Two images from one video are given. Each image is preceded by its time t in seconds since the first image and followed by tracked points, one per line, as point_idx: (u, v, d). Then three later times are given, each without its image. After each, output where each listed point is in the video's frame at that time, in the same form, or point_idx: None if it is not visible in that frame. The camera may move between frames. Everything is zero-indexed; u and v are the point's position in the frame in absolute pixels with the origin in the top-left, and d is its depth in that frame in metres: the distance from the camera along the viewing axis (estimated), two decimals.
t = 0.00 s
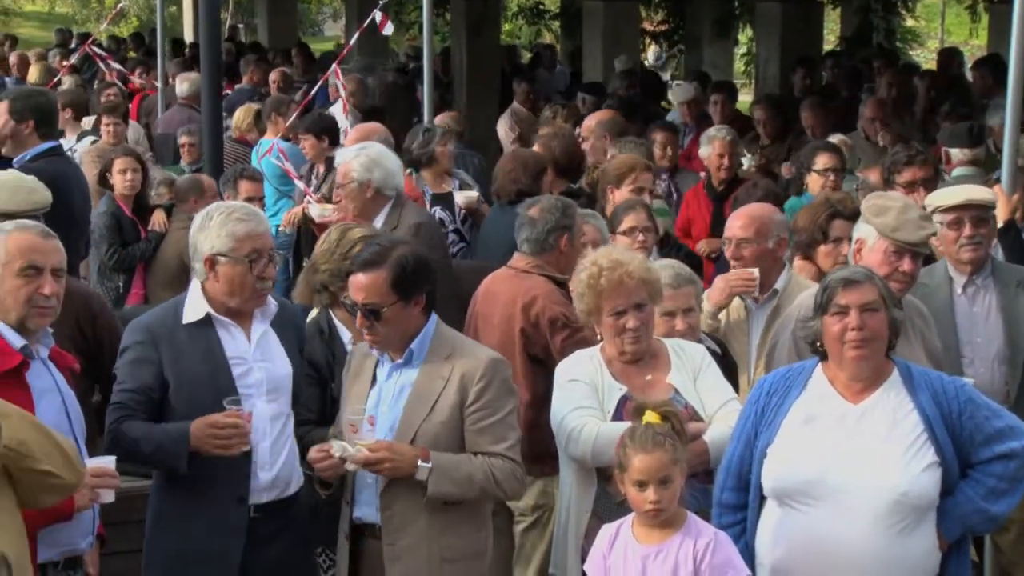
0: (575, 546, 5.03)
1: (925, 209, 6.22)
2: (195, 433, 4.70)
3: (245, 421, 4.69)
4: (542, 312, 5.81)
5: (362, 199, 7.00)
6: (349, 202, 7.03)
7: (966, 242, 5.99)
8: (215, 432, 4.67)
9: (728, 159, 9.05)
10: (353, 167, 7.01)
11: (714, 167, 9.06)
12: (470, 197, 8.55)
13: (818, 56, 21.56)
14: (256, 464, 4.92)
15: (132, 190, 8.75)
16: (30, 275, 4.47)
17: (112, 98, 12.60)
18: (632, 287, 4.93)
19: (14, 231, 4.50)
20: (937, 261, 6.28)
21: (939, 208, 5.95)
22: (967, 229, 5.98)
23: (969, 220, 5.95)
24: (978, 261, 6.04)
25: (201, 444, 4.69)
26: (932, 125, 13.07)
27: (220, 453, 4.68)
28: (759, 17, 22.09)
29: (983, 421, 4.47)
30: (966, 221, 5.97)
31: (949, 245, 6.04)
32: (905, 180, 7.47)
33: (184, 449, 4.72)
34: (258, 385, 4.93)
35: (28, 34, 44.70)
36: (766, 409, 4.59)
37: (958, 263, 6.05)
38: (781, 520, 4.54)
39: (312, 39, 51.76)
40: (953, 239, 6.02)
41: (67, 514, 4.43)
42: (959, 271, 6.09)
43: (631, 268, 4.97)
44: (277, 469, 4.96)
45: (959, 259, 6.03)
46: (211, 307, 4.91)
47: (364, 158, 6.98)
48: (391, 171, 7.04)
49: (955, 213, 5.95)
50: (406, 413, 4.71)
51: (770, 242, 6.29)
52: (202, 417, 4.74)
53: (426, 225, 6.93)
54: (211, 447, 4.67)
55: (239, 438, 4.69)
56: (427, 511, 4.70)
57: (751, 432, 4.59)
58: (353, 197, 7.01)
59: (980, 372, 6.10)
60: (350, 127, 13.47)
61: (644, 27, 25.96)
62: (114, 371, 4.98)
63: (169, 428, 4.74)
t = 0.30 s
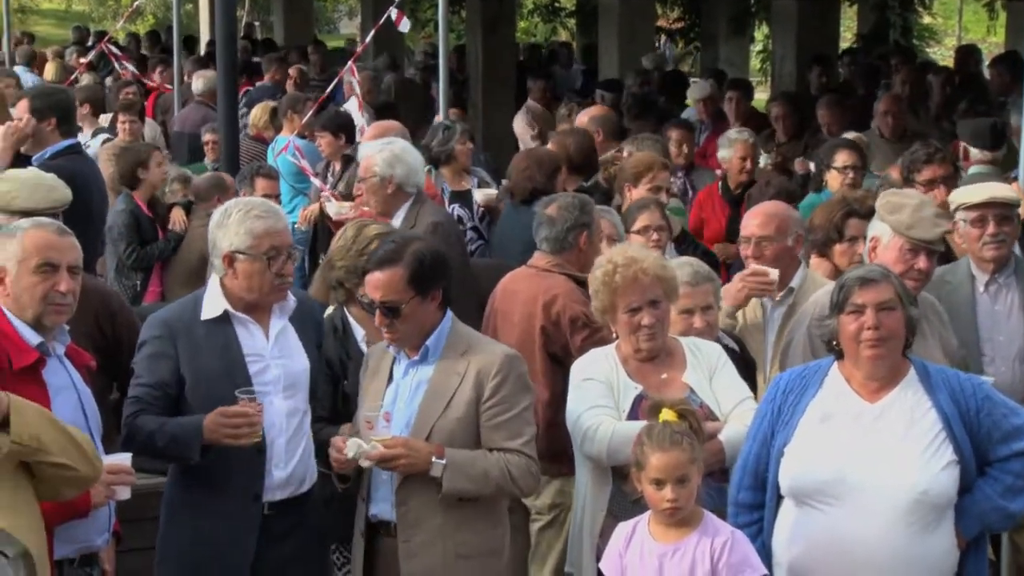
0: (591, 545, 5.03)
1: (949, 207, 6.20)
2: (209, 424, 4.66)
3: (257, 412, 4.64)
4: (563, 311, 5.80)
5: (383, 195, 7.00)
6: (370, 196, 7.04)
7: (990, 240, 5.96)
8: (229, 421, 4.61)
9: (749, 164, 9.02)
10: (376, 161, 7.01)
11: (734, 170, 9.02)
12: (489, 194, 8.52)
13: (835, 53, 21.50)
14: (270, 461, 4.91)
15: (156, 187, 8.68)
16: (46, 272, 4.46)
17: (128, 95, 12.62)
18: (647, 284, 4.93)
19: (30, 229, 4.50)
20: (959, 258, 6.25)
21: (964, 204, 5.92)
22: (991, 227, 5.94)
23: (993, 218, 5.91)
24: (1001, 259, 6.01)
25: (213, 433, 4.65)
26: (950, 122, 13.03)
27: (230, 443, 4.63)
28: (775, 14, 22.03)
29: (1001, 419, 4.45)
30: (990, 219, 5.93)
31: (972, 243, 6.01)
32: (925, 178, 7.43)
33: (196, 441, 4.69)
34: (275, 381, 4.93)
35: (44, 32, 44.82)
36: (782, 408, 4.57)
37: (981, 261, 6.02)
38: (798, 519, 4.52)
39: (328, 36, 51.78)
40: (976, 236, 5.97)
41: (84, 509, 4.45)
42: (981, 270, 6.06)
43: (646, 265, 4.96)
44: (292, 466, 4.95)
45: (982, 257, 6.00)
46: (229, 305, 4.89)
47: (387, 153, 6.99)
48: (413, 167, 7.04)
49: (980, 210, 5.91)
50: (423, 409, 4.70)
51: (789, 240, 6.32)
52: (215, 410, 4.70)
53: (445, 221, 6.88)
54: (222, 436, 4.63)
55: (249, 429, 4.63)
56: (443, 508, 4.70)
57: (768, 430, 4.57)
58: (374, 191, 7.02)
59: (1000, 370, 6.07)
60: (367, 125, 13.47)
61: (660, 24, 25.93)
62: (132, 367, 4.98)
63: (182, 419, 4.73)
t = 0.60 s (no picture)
0: (607, 544, 5.02)
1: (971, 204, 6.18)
2: (249, 429, 4.74)
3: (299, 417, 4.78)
4: (584, 311, 5.81)
5: (403, 193, 7.00)
6: (390, 194, 7.04)
7: (1012, 238, 5.94)
8: (272, 424, 4.73)
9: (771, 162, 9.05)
10: (397, 159, 7.00)
11: (756, 168, 9.02)
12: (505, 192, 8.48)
13: (851, 51, 21.45)
14: (293, 460, 4.91)
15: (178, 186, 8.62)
16: (63, 270, 4.47)
17: (145, 94, 12.64)
18: (662, 282, 4.93)
19: (47, 226, 4.51)
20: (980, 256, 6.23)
21: (986, 202, 5.91)
22: (1013, 224, 5.92)
23: (1015, 216, 5.90)
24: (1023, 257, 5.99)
25: (256, 438, 4.73)
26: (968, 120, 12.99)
27: (274, 447, 4.74)
28: (791, 12, 21.97)
29: (1019, 418, 4.43)
30: (1012, 217, 5.92)
31: (994, 240, 5.99)
32: (945, 175, 7.40)
33: (237, 448, 4.74)
34: (298, 380, 4.92)
35: (61, 31, 44.88)
36: (799, 407, 4.56)
37: (1002, 258, 6.00)
38: (815, 518, 4.52)
39: (344, 34, 51.78)
40: (998, 234, 5.96)
41: (100, 506, 4.46)
42: (1002, 268, 6.05)
43: (662, 263, 4.96)
44: (314, 466, 4.96)
45: (1004, 255, 5.98)
46: (251, 304, 4.89)
47: (409, 152, 6.98)
48: (434, 166, 7.04)
49: (1001, 208, 5.90)
50: (440, 408, 4.71)
51: (807, 238, 6.27)
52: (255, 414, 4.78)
53: (465, 222, 6.89)
54: (266, 439, 4.73)
55: (293, 429, 4.77)
56: (459, 506, 4.70)
57: (785, 430, 4.56)
58: (393, 189, 7.02)
59: None
60: (383, 123, 13.47)
61: (676, 23, 25.90)
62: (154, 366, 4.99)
63: (218, 424, 4.76)
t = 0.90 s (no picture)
0: (624, 543, 5.02)
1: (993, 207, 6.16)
2: (273, 421, 4.71)
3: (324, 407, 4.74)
4: (604, 313, 5.81)
5: (421, 191, 7.00)
6: (408, 192, 7.03)
7: None
8: (299, 414, 4.71)
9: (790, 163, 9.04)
10: (415, 157, 7.00)
11: (774, 170, 9.00)
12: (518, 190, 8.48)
13: (869, 49, 21.41)
14: (317, 458, 4.92)
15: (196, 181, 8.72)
16: (82, 268, 4.48)
17: (162, 92, 12.67)
18: (679, 280, 4.93)
19: (65, 225, 4.53)
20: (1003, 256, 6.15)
21: (1004, 201, 5.89)
22: None
23: None
24: None
25: (281, 429, 4.70)
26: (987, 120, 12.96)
27: (299, 437, 4.70)
28: (808, 11, 21.92)
29: None
30: None
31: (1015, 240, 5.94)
32: (965, 174, 7.38)
33: (261, 438, 4.74)
34: (323, 378, 4.94)
35: (79, 28, 45.01)
36: (815, 406, 4.55)
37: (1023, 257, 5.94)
38: (832, 517, 4.51)
39: (360, 33, 51.82)
40: (1018, 233, 5.92)
41: (118, 503, 4.47)
42: None
43: (679, 261, 4.97)
44: (339, 463, 4.97)
45: None
46: (275, 302, 4.90)
47: (427, 150, 6.98)
48: (451, 164, 7.04)
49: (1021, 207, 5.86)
50: (456, 406, 4.71)
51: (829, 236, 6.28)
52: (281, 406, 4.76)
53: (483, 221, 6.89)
54: (291, 430, 4.70)
55: (318, 418, 4.74)
56: (475, 505, 4.70)
57: (801, 429, 4.56)
58: (410, 187, 7.01)
59: None
60: (400, 122, 13.47)
61: (693, 21, 25.90)
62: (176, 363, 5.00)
63: (242, 419, 4.77)
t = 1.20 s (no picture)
0: (638, 542, 5.01)
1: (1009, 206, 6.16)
2: (279, 419, 4.74)
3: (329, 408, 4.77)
4: (624, 315, 5.81)
5: (427, 186, 7.03)
6: (414, 186, 7.06)
7: None
8: (304, 412, 4.73)
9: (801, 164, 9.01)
10: (422, 152, 7.02)
11: (780, 170, 9.03)
12: (528, 189, 8.48)
13: (883, 46, 21.37)
14: (327, 457, 4.89)
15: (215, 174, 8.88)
16: (96, 266, 4.48)
17: (176, 91, 12.69)
18: (693, 279, 4.93)
19: (81, 222, 4.52)
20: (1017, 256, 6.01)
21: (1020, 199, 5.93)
22: None
23: None
24: None
25: (288, 426, 4.73)
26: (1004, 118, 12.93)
27: (305, 435, 4.73)
28: (823, 8, 21.88)
29: None
30: None
31: None
32: (980, 172, 7.34)
33: (268, 434, 4.75)
34: (334, 377, 4.92)
35: (92, 26, 45.08)
36: (829, 405, 4.55)
37: None
38: (845, 516, 4.51)
39: (374, 31, 51.80)
40: None
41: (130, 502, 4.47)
42: None
43: (693, 259, 4.96)
44: (352, 463, 4.94)
45: None
46: (288, 300, 4.92)
47: (435, 145, 7.00)
48: (458, 160, 7.07)
49: None
50: (470, 403, 4.71)
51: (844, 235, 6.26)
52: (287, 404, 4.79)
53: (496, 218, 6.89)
54: (296, 429, 4.72)
55: (323, 418, 4.76)
56: (488, 502, 4.70)
57: (815, 428, 4.55)
58: (417, 181, 7.04)
59: None
60: (415, 120, 13.48)
61: (707, 19, 25.87)
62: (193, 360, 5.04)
63: (250, 416, 4.78)
